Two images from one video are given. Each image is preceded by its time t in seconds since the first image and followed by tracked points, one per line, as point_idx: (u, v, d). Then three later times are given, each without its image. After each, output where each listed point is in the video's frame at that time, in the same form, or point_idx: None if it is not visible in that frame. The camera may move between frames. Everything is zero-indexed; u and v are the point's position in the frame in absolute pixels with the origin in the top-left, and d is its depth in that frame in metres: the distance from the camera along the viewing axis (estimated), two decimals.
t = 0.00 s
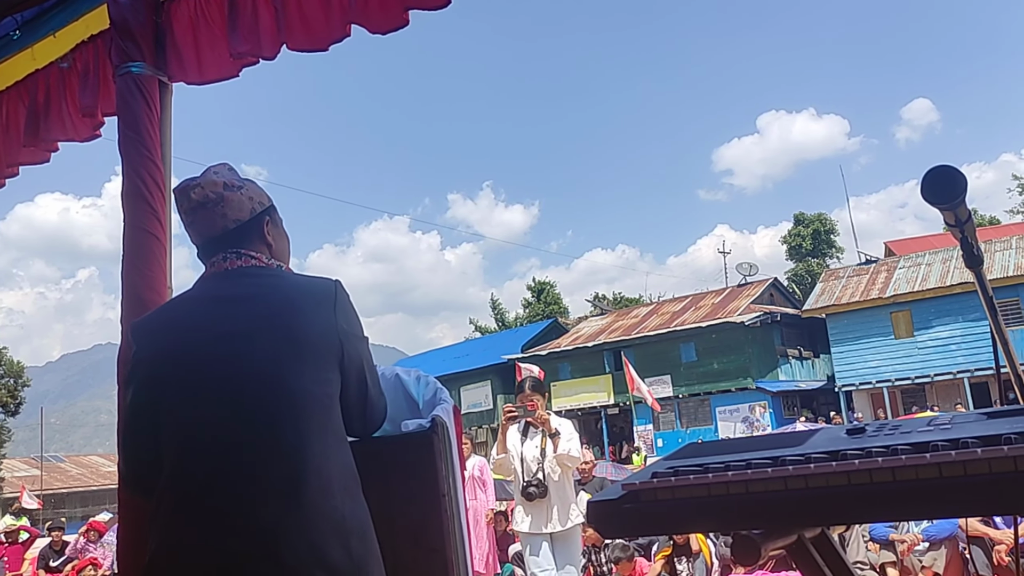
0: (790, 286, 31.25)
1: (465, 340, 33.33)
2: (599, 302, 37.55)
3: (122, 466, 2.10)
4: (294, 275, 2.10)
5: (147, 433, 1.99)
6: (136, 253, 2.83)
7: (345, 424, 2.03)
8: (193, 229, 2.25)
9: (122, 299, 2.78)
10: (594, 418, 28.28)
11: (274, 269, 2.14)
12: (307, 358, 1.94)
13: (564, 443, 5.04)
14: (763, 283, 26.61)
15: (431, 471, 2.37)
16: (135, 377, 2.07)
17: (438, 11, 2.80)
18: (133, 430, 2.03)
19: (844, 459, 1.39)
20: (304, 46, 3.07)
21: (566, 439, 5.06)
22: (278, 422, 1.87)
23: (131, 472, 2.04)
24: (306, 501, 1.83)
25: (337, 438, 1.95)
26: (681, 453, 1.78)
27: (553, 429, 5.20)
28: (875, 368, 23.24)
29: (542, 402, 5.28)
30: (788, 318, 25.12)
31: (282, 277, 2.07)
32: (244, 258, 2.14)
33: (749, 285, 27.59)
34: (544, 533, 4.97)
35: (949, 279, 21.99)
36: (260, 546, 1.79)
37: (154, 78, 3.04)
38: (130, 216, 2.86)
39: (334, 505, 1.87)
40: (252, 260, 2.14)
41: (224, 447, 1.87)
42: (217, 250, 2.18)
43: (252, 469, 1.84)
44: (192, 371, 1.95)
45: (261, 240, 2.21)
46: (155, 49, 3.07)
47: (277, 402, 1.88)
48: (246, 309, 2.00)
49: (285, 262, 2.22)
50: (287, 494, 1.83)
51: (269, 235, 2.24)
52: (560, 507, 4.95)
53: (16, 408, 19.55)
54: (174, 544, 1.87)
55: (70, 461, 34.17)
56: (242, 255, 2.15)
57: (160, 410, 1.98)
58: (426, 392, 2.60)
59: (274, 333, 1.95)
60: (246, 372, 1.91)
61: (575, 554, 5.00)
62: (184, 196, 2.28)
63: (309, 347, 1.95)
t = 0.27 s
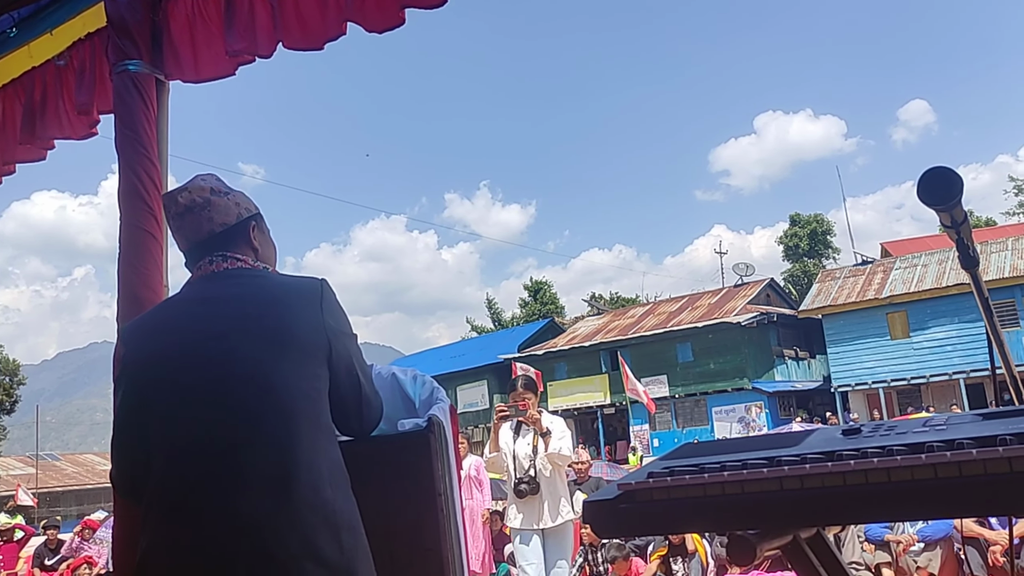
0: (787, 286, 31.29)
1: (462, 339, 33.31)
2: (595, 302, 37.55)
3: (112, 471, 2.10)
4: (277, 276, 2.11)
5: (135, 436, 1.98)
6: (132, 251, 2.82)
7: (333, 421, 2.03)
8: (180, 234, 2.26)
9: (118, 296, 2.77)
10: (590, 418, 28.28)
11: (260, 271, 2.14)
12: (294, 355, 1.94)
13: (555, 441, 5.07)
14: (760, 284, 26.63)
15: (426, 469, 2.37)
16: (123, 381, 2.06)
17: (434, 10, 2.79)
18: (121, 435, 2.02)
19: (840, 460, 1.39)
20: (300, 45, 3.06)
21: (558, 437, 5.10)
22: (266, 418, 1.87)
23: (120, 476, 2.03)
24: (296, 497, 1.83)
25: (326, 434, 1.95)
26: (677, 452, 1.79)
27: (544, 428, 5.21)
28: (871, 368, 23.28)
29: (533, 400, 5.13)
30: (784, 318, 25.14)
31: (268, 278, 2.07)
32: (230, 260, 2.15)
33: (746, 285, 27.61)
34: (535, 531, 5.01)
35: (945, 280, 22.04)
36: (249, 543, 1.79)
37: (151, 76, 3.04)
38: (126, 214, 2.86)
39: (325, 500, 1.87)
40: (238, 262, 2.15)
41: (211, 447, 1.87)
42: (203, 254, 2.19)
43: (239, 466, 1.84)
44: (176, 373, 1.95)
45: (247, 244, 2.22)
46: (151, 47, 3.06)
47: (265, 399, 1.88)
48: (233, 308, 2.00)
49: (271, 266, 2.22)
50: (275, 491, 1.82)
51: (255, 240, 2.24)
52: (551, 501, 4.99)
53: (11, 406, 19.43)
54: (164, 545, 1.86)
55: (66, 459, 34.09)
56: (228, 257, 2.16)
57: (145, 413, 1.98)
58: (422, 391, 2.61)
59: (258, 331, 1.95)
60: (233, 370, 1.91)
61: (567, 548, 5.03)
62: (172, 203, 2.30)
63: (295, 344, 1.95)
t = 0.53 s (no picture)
0: (782, 290, 31.34)
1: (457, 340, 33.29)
2: (591, 303, 37.56)
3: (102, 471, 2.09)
4: (269, 276, 2.10)
5: (125, 436, 1.98)
6: (126, 247, 2.81)
7: (323, 420, 2.02)
8: (173, 238, 2.24)
9: (112, 293, 2.76)
10: (585, 419, 28.29)
11: (253, 272, 2.14)
12: (283, 354, 1.94)
13: (545, 441, 5.08)
14: (755, 286, 26.65)
15: (420, 470, 2.37)
16: (114, 381, 2.06)
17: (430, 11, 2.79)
18: (110, 435, 2.02)
19: (832, 464, 1.39)
20: (295, 44, 3.05)
21: (547, 437, 5.11)
22: (253, 417, 1.86)
23: (109, 478, 2.02)
24: (283, 497, 1.82)
25: (315, 433, 1.94)
26: (671, 455, 1.79)
27: (534, 429, 5.23)
28: (864, 372, 23.30)
29: (524, 401, 5.21)
30: (779, 321, 25.16)
31: (259, 278, 2.07)
32: (223, 262, 2.14)
33: (741, 287, 27.65)
34: (524, 529, 5.00)
35: (939, 284, 22.10)
36: (236, 543, 1.79)
37: (147, 74, 3.03)
38: (121, 213, 2.85)
39: (312, 499, 1.86)
40: (231, 264, 2.14)
41: (199, 447, 1.87)
42: (198, 255, 2.18)
43: (227, 467, 1.84)
44: (165, 373, 1.95)
45: (241, 247, 2.21)
46: (147, 45, 3.05)
47: (253, 398, 1.88)
48: (222, 308, 1.99)
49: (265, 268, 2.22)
50: (262, 491, 1.82)
51: (251, 243, 2.24)
52: (541, 499, 5.00)
53: (5, 403, 19.25)
54: (153, 545, 1.86)
55: (59, 457, 34.01)
56: (220, 259, 2.15)
57: (135, 414, 1.98)
58: (417, 391, 2.60)
59: (247, 332, 1.94)
60: (221, 369, 1.91)
61: (557, 546, 5.03)
62: (165, 208, 2.28)
63: (285, 343, 1.95)
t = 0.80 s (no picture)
0: (787, 289, 31.29)
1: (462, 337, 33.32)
2: (596, 301, 37.55)
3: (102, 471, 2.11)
4: (276, 283, 2.10)
5: (125, 439, 1.99)
6: (131, 249, 2.83)
7: (324, 427, 2.03)
8: (190, 233, 2.22)
9: (114, 295, 2.78)
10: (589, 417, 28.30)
11: (262, 278, 2.13)
12: (285, 362, 1.94)
13: (539, 444, 5.07)
14: (761, 286, 26.60)
15: (421, 477, 2.37)
16: (116, 383, 2.07)
17: (433, 16, 2.78)
18: (111, 433, 2.03)
19: (830, 484, 1.39)
20: (300, 48, 3.06)
21: (540, 440, 5.11)
22: (253, 424, 1.87)
23: (109, 478, 2.03)
24: (279, 505, 1.83)
25: (313, 442, 1.94)
26: (669, 471, 1.80)
27: (528, 430, 5.22)
28: (869, 372, 23.23)
29: (519, 403, 5.20)
30: (784, 321, 25.10)
31: (263, 284, 2.07)
32: (232, 266, 2.14)
33: (747, 287, 27.60)
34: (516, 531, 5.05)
35: (945, 285, 22.04)
36: (232, 550, 1.80)
37: (153, 77, 3.03)
38: (125, 215, 2.86)
39: (309, 507, 1.87)
40: (240, 268, 2.14)
41: (199, 450, 1.88)
42: (209, 256, 2.17)
43: (225, 473, 1.85)
44: (165, 376, 1.96)
45: (254, 251, 2.21)
46: (154, 48, 3.06)
47: (253, 406, 1.89)
48: (226, 314, 2.00)
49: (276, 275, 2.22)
50: (258, 498, 1.83)
51: (265, 250, 2.24)
52: (532, 502, 5.02)
53: (11, 396, 19.26)
54: (151, 548, 1.87)
55: (65, 450, 34.20)
56: (230, 264, 2.15)
57: (135, 414, 1.98)
58: (420, 398, 2.61)
59: (249, 339, 1.95)
60: (222, 376, 1.91)
61: (549, 547, 5.05)
62: (185, 200, 2.25)
63: (287, 350, 1.95)
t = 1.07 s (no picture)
0: (807, 286, 31.06)
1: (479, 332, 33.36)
2: (614, 297, 37.46)
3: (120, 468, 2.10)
4: (304, 298, 2.07)
5: (141, 441, 1.97)
6: (151, 258, 2.83)
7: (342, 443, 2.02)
8: (242, 235, 2.15)
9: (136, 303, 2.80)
10: (605, 414, 28.27)
11: (293, 294, 2.08)
12: (307, 384, 1.92)
13: (540, 449, 5.12)
14: (780, 283, 26.42)
15: (438, 490, 2.37)
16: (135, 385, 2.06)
17: (449, 29, 2.76)
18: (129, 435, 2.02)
19: (844, 519, 1.49)
20: (318, 58, 3.06)
21: (542, 445, 5.14)
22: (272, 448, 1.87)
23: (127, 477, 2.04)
24: (294, 527, 1.85)
25: (331, 461, 1.94)
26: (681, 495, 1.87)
27: (531, 435, 5.26)
28: (890, 371, 23.09)
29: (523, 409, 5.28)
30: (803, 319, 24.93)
31: (290, 301, 2.03)
32: (263, 279, 2.08)
33: (766, 283, 27.42)
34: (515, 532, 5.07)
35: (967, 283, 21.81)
36: (248, 570, 1.82)
37: (174, 86, 3.01)
38: (146, 224, 2.84)
39: (324, 531, 1.87)
40: (271, 282, 2.09)
41: (219, 466, 1.88)
42: (251, 264, 2.12)
43: (244, 492, 1.86)
44: (187, 388, 1.94)
45: (295, 269, 2.17)
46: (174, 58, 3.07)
47: (272, 428, 1.88)
48: (247, 332, 1.97)
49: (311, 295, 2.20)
50: (275, 520, 1.85)
51: (307, 271, 2.22)
52: (531, 509, 5.05)
53: (34, 386, 19.39)
54: (167, 557, 1.89)
55: (86, 439, 34.59)
56: (262, 276, 2.09)
57: (153, 419, 1.97)
58: (435, 409, 2.61)
59: (271, 358, 1.93)
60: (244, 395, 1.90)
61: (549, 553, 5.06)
62: (252, 202, 2.17)
63: (310, 373, 1.93)
